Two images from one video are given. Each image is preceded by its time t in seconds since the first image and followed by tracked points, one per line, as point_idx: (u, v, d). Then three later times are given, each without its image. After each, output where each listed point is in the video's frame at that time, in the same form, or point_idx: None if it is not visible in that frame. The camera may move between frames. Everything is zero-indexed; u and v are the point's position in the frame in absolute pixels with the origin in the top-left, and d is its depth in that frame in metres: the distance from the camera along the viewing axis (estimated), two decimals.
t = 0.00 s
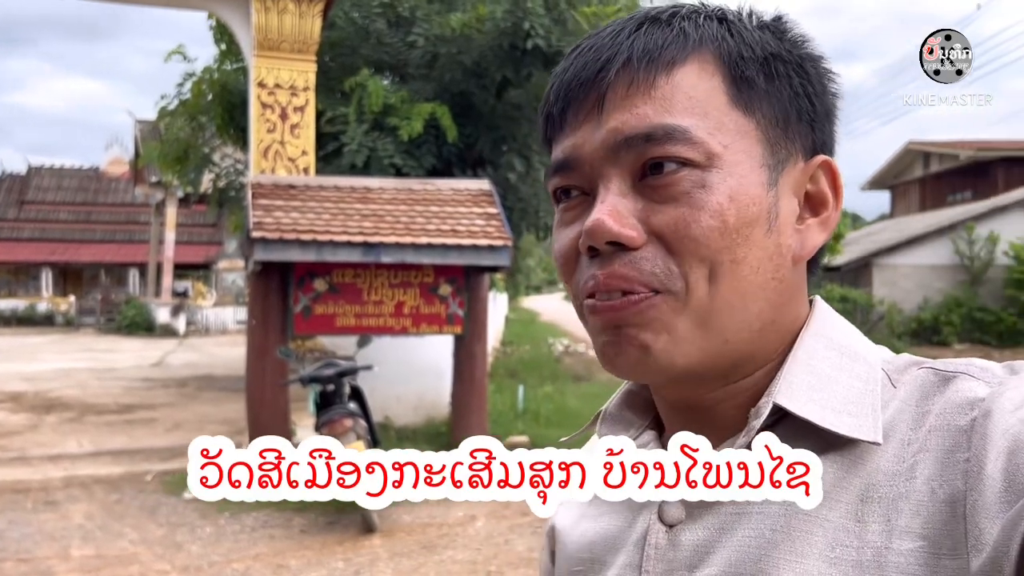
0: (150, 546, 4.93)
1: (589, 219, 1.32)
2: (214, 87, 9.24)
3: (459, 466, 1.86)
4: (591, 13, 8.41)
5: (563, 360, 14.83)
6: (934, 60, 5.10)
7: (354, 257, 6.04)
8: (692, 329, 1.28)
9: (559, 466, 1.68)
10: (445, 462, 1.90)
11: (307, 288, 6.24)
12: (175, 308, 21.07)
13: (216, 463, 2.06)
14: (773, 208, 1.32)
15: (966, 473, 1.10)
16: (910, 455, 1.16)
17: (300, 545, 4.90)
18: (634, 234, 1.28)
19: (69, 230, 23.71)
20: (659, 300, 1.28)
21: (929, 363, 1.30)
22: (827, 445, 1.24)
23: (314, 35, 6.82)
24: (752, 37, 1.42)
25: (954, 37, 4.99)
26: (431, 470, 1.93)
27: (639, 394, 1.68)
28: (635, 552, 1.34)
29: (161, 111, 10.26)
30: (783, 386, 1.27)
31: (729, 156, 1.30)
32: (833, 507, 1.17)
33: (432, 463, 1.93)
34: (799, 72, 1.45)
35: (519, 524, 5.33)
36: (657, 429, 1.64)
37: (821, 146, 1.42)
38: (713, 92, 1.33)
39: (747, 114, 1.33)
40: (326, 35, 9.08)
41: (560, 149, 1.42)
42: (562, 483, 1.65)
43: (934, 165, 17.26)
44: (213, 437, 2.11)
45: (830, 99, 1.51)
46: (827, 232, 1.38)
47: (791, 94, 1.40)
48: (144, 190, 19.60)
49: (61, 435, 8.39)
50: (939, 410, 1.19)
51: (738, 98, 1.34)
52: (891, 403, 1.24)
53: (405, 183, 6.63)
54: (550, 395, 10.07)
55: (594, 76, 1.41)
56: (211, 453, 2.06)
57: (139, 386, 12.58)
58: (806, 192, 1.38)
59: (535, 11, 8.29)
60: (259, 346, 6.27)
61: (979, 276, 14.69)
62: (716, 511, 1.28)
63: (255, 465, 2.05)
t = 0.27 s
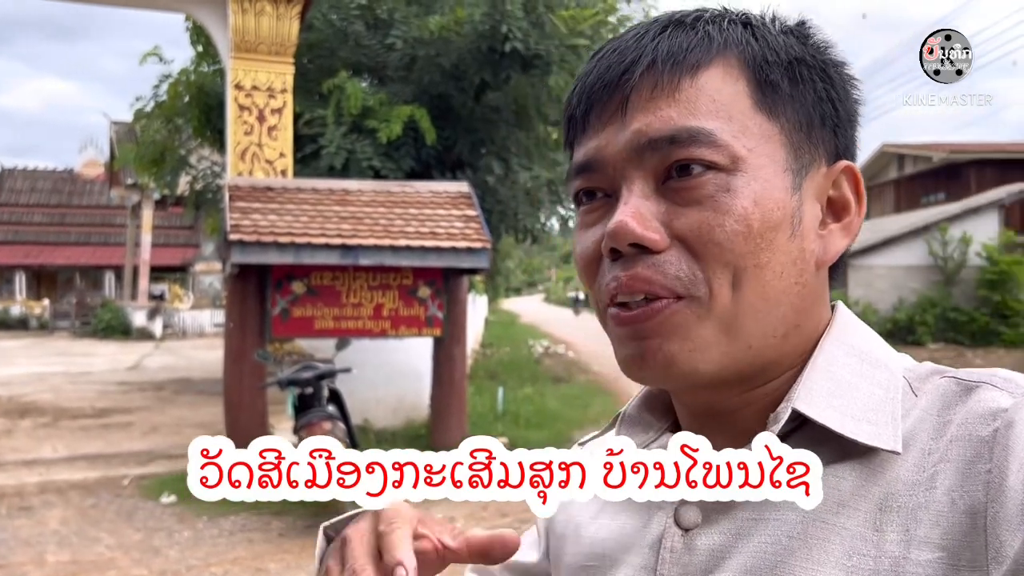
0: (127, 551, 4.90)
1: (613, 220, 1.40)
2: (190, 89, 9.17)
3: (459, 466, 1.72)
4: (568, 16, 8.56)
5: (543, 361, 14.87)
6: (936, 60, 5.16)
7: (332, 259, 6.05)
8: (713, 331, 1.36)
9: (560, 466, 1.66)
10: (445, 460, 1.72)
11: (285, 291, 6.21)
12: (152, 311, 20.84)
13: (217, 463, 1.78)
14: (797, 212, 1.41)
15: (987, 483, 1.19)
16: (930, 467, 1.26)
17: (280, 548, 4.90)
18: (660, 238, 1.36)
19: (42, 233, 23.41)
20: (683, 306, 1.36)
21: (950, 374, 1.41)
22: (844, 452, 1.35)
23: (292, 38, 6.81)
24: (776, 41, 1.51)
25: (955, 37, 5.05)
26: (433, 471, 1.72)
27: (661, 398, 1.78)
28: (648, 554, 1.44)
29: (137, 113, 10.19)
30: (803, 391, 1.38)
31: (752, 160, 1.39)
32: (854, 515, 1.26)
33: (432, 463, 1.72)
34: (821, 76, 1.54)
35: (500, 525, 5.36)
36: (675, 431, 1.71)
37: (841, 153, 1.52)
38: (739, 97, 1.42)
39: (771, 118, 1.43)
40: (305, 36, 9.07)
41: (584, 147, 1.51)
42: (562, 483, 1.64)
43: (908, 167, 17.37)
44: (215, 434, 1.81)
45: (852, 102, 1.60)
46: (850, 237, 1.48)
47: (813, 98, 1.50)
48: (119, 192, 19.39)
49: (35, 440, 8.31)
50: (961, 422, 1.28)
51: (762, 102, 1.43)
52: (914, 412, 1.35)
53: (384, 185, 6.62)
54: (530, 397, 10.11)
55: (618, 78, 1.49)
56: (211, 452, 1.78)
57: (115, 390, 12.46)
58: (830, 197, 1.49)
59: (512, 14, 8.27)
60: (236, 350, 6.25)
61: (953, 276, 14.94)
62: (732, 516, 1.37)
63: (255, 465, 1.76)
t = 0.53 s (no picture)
0: (104, 556, 4.89)
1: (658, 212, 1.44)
2: (167, 92, 9.13)
3: (459, 466, 1.70)
4: (546, 21, 8.56)
5: (524, 364, 14.93)
6: (939, 62, 5.97)
7: (311, 263, 6.05)
8: (750, 336, 1.41)
9: (559, 466, 1.76)
10: (446, 460, 1.67)
11: (263, 295, 6.22)
12: (130, 315, 20.65)
13: (216, 463, 1.90)
14: (838, 220, 1.47)
15: (1010, 488, 1.23)
16: (953, 472, 1.30)
17: (259, 552, 4.91)
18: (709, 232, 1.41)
19: (18, 236, 23.16)
20: (723, 308, 1.40)
21: (971, 381, 1.46)
22: (864, 457, 1.39)
23: (270, 42, 6.82)
24: (828, 47, 1.57)
25: (955, 40, 6.01)
26: (432, 471, 1.67)
27: (674, 400, 1.82)
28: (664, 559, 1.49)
29: (113, 116, 10.14)
30: (823, 395, 1.42)
31: (800, 161, 1.44)
32: (874, 518, 1.30)
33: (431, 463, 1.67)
34: (867, 88, 1.60)
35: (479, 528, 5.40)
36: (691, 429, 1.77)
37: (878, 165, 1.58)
38: (791, 100, 1.47)
39: (820, 122, 1.48)
40: (283, 39, 9.08)
41: (627, 133, 1.55)
42: (562, 483, 1.74)
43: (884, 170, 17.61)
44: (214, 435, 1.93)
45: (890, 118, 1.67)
46: (881, 248, 1.55)
47: (859, 108, 1.56)
48: (96, 195, 19.24)
49: (11, 446, 8.25)
50: (984, 428, 1.33)
51: (813, 104, 1.48)
52: (936, 418, 1.40)
53: (362, 189, 6.65)
54: (510, 400, 10.16)
55: (671, 68, 1.53)
56: (211, 452, 1.90)
57: (92, 395, 12.38)
58: (863, 208, 1.55)
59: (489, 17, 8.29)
60: (214, 352, 6.26)
61: (928, 278, 15.17)
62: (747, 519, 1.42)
63: (255, 465, 1.88)
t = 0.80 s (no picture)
0: (82, 561, 4.90)
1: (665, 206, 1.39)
2: (147, 97, 9.14)
3: (459, 466, 1.65)
4: (525, 26, 8.65)
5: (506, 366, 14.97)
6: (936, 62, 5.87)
7: (290, 267, 6.08)
8: (758, 333, 1.38)
9: (559, 466, 1.75)
10: (445, 461, 1.57)
11: (242, 299, 6.25)
12: (111, 319, 20.54)
13: (216, 463, 1.89)
14: (847, 213, 1.45)
15: (1013, 479, 1.24)
16: (955, 461, 1.31)
17: (237, 555, 4.94)
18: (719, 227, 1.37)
19: None
20: (734, 302, 1.36)
21: (972, 368, 1.46)
22: (867, 447, 1.38)
23: (249, 46, 6.83)
24: (838, 37, 1.54)
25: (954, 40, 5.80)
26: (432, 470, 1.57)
27: (677, 390, 1.79)
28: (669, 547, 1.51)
29: (93, 120, 10.13)
30: (828, 386, 1.41)
31: (812, 153, 1.41)
32: (877, 509, 1.30)
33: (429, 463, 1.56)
34: (874, 78, 1.58)
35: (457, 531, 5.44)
36: (693, 423, 1.74)
37: (885, 157, 1.56)
38: (802, 90, 1.44)
39: (831, 114, 1.45)
40: (263, 43, 9.13)
41: (632, 124, 1.49)
42: (562, 483, 1.74)
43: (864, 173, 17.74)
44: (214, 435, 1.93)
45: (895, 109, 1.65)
46: (888, 241, 1.53)
47: (867, 99, 1.54)
48: (77, 199, 19.12)
49: None
50: (986, 417, 1.34)
51: (825, 96, 1.45)
52: (938, 407, 1.41)
53: (341, 193, 6.68)
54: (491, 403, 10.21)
55: (679, 56, 1.48)
56: (211, 453, 1.90)
57: (73, 399, 12.33)
58: (870, 201, 1.53)
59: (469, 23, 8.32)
60: (194, 356, 6.30)
61: (906, 279, 15.19)
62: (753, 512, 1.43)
63: (255, 465, 1.86)
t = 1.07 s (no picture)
0: (63, 565, 4.90)
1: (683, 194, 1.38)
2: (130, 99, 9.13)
3: (459, 466, 1.84)
4: (509, 30, 8.75)
5: (493, 369, 14.98)
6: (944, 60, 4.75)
7: (273, 270, 6.10)
8: (765, 330, 1.38)
9: (559, 467, 1.73)
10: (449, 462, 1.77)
11: (226, 303, 6.26)
12: (97, 323, 20.45)
13: (217, 463, 1.93)
14: (868, 216, 1.42)
15: (1007, 477, 1.24)
16: (950, 456, 1.31)
17: (219, 559, 4.95)
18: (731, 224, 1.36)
19: None
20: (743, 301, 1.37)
21: (975, 364, 1.44)
22: (862, 441, 1.38)
23: (233, 50, 6.83)
24: (884, 30, 1.50)
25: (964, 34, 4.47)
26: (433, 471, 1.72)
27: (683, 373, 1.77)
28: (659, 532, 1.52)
29: (76, 123, 10.12)
30: (832, 382, 1.39)
31: (844, 150, 1.38)
32: (869, 503, 1.31)
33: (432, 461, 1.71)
34: (916, 78, 1.54)
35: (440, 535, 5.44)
36: (696, 407, 1.72)
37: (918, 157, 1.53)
38: (839, 84, 1.41)
39: (865, 111, 1.42)
40: (247, 47, 9.15)
41: (661, 98, 1.48)
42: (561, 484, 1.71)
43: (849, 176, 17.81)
44: (214, 435, 1.97)
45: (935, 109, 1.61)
46: (907, 246, 1.50)
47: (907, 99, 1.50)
48: (61, 202, 19.03)
49: None
50: (984, 413, 1.33)
51: (861, 91, 1.42)
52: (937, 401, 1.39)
53: (325, 197, 6.68)
54: (476, 406, 10.21)
55: (717, 36, 1.45)
56: (212, 452, 1.93)
57: (57, 403, 12.28)
58: (895, 201, 1.49)
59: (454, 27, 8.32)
60: (176, 361, 6.28)
61: (891, 282, 15.23)
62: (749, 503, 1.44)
63: (255, 465, 1.89)
